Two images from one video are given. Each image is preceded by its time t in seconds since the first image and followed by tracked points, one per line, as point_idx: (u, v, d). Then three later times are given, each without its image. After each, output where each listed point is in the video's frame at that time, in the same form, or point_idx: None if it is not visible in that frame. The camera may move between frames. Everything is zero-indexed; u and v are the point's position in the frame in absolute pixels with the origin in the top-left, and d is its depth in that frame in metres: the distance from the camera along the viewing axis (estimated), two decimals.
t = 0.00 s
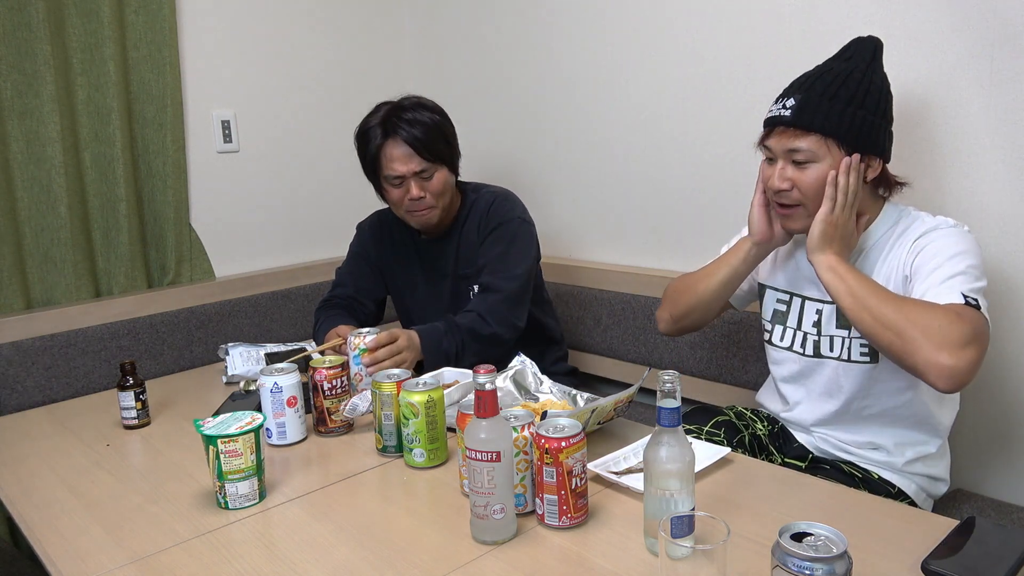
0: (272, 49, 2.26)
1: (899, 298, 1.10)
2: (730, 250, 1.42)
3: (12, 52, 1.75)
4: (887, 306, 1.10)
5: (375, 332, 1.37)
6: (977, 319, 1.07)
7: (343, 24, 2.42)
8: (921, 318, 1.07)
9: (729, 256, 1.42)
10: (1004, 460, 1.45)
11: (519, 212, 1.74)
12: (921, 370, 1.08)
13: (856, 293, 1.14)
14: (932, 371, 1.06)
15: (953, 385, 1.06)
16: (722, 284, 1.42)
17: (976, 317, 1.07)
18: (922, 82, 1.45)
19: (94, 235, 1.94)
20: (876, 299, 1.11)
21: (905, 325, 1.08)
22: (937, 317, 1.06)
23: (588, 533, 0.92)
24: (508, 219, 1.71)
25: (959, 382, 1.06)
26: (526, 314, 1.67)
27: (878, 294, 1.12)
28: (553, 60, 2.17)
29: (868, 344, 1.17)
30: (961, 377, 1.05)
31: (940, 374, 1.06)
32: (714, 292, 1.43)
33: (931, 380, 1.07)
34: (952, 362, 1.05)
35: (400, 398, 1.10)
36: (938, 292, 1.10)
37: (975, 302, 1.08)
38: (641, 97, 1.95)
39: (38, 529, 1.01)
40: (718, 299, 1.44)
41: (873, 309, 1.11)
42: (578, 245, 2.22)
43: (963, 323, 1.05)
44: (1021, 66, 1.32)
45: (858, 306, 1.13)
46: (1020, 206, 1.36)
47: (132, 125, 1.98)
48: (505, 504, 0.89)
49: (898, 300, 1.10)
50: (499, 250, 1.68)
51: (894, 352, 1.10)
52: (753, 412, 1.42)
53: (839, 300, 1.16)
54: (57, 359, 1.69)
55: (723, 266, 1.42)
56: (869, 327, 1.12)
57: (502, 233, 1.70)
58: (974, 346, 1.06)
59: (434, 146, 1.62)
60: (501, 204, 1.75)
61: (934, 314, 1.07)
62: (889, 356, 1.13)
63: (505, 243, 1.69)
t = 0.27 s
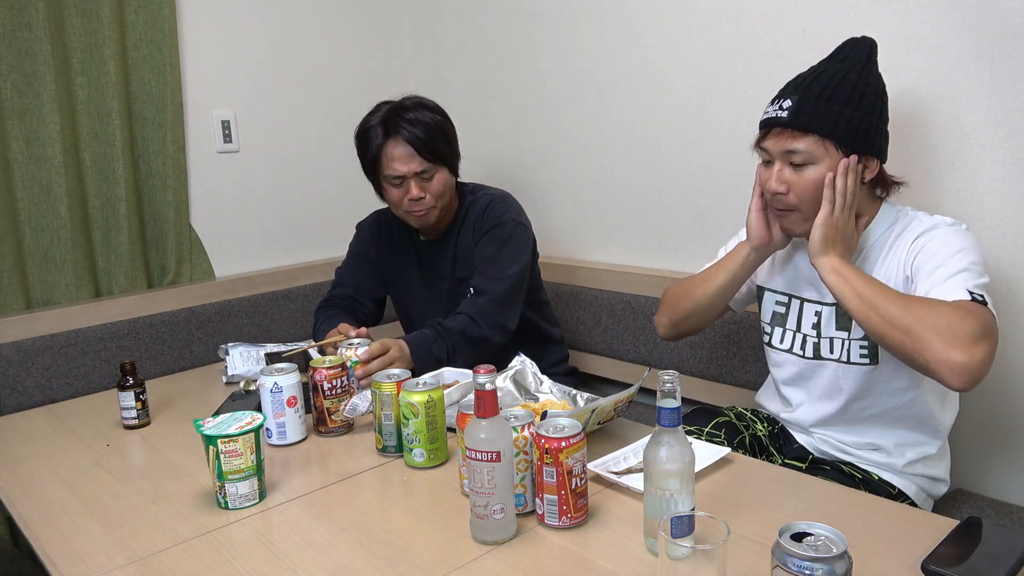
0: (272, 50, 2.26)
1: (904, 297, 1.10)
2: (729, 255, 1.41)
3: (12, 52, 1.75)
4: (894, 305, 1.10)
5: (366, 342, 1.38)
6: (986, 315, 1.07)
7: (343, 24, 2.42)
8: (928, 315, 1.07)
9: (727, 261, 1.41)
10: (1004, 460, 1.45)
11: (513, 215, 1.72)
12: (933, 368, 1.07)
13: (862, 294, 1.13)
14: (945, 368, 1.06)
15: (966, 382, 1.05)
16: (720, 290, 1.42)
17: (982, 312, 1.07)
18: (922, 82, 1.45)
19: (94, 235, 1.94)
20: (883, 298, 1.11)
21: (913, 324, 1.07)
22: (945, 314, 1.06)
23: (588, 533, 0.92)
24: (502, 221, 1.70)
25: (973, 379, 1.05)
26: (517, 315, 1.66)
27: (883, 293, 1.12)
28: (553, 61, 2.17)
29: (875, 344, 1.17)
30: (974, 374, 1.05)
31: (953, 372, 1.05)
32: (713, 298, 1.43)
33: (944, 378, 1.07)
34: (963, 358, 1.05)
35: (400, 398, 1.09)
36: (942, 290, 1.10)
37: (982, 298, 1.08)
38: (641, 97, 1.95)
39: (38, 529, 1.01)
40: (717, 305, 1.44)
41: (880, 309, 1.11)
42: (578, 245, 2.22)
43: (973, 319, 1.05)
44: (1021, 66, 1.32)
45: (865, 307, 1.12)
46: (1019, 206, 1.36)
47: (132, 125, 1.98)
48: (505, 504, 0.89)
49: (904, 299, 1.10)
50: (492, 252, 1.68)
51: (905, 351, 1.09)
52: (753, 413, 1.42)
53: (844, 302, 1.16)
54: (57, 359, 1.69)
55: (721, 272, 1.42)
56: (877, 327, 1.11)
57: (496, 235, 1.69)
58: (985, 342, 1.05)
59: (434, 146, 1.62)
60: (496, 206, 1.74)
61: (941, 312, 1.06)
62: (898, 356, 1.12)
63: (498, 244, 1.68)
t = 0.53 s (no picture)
0: (272, 50, 2.26)
1: (904, 303, 1.10)
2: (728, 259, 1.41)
3: (12, 52, 1.75)
4: (894, 312, 1.10)
5: (365, 343, 1.35)
6: (987, 320, 1.06)
7: (343, 24, 2.42)
8: (929, 322, 1.07)
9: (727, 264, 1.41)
10: (1004, 460, 1.45)
11: (517, 219, 1.72)
12: (933, 374, 1.07)
13: (863, 300, 1.13)
14: (946, 374, 1.06)
15: (966, 389, 1.05)
16: (718, 293, 1.42)
17: (984, 317, 1.06)
18: (922, 82, 1.45)
19: (94, 235, 1.94)
20: (883, 303, 1.11)
21: (914, 330, 1.07)
22: (946, 321, 1.06)
23: (588, 533, 0.92)
24: (508, 227, 1.70)
25: (973, 385, 1.05)
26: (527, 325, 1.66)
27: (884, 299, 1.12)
28: (553, 60, 2.17)
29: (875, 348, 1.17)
30: (974, 381, 1.05)
31: (953, 378, 1.05)
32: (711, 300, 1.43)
33: (944, 384, 1.07)
34: (965, 364, 1.05)
35: (400, 398, 1.09)
36: (942, 292, 1.10)
37: (981, 302, 1.08)
38: (641, 96, 1.95)
39: (38, 529, 1.01)
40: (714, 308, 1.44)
41: (880, 314, 1.11)
42: (578, 245, 2.22)
43: (974, 326, 1.04)
44: (1021, 66, 1.32)
45: (866, 313, 1.12)
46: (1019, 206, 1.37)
47: (132, 125, 1.98)
48: (505, 504, 0.89)
49: (905, 304, 1.10)
50: (499, 260, 1.67)
51: (906, 358, 1.09)
52: (753, 414, 1.43)
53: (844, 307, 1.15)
54: (58, 359, 1.69)
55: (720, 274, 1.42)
56: (878, 334, 1.11)
57: (502, 241, 1.69)
58: (986, 348, 1.05)
59: (436, 149, 1.62)
60: (500, 211, 1.73)
61: (942, 318, 1.06)
62: (898, 361, 1.12)
63: (505, 251, 1.68)
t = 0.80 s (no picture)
0: (272, 50, 2.26)
1: (905, 305, 1.10)
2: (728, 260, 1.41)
3: (12, 52, 1.75)
4: (894, 314, 1.09)
5: (364, 343, 1.38)
6: (987, 321, 1.06)
7: (343, 24, 2.42)
8: (929, 324, 1.06)
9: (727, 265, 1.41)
10: (1004, 461, 1.45)
11: (533, 225, 1.73)
12: (934, 376, 1.07)
13: (864, 301, 1.13)
14: (947, 376, 1.05)
15: (969, 390, 1.05)
16: (718, 293, 1.41)
17: (985, 319, 1.06)
18: (922, 82, 1.45)
19: (94, 235, 1.94)
20: (882, 305, 1.11)
21: (915, 333, 1.07)
22: (947, 323, 1.05)
23: (588, 533, 0.92)
24: (521, 236, 1.70)
25: (974, 387, 1.05)
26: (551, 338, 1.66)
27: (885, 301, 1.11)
28: (553, 60, 2.17)
29: (876, 351, 1.16)
30: (976, 382, 1.05)
31: (955, 380, 1.05)
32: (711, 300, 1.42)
33: (945, 386, 1.06)
34: (966, 366, 1.04)
35: (400, 398, 1.10)
36: (943, 293, 1.10)
37: (981, 304, 1.07)
38: (641, 96, 1.95)
39: (38, 529, 1.01)
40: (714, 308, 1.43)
41: (880, 316, 1.11)
42: (578, 244, 2.22)
43: (974, 327, 1.04)
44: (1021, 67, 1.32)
45: (867, 315, 1.12)
46: (1019, 206, 1.37)
47: (132, 125, 1.98)
48: (505, 504, 0.89)
49: (905, 306, 1.09)
50: (517, 272, 1.67)
51: (908, 360, 1.09)
52: (753, 414, 1.43)
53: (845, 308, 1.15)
54: (57, 359, 1.69)
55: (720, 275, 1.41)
56: (879, 336, 1.11)
57: (516, 250, 1.69)
58: (987, 349, 1.05)
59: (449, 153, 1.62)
60: (511, 219, 1.73)
61: (943, 320, 1.06)
62: (899, 363, 1.12)
63: (519, 260, 1.68)
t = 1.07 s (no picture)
0: (273, 50, 2.26)
1: (895, 316, 1.10)
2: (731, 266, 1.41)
3: (12, 52, 1.75)
4: (884, 326, 1.09)
5: (365, 343, 1.38)
6: (977, 332, 1.06)
7: (343, 24, 2.42)
8: (918, 337, 1.06)
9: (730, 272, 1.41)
10: (1004, 461, 1.45)
11: (524, 230, 1.68)
12: (921, 387, 1.08)
13: (854, 311, 1.13)
14: (932, 389, 1.06)
15: (953, 404, 1.06)
16: (720, 299, 1.41)
17: (974, 332, 1.06)
18: (923, 81, 1.45)
19: (94, 234, 1.94)
20: (873, 314, 1.11)
21: (903, 345, 1.07)
22: (935, 337, 1.05)
23: (588, 533, 0.92)
24: (513, 237, 1.68)
25: (959, 400, 1.05)
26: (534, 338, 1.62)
27: (876, 311, 1.11)
28: (553, 60, 2.17)
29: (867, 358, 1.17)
30: (961, 396, 1.05)
31: (940, 393, 1.06)
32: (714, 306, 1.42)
33: (931, 398, 1.07)
34: (951, 380, 1.05)
35: (400, 398, 1.09)
36: (935, 301, 1.10)
37: (973, 313, 1.07)
38: (641, 96, 1.95)
39: (38, 529, 1.01)
40: (716, 313, 1.43)
41: (870, 325, 1.11)
42: (578, 244, 2.22)
43: (962, 340, 1.04)
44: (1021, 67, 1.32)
45: (858, 324, 1.13)
46: (1019, 206, 1.37)
47: (132, 125, 1.98)
48: (505, 504, 0.89)
49: (896, 317, 1.10)
50: (504, 272, 1.64)
51: (896, 370, 1.10)
52: (753, 415, 1.43)
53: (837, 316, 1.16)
54: (57, 359, 1.69)
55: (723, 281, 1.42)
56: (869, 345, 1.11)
57: (505, 250, 1.66)
58: (974, 362, 1.05)
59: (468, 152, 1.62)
60: (508, 221, 1.71)
61: (932, 334, 1.06)
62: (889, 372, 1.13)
63: (507, 260, 1.65)
